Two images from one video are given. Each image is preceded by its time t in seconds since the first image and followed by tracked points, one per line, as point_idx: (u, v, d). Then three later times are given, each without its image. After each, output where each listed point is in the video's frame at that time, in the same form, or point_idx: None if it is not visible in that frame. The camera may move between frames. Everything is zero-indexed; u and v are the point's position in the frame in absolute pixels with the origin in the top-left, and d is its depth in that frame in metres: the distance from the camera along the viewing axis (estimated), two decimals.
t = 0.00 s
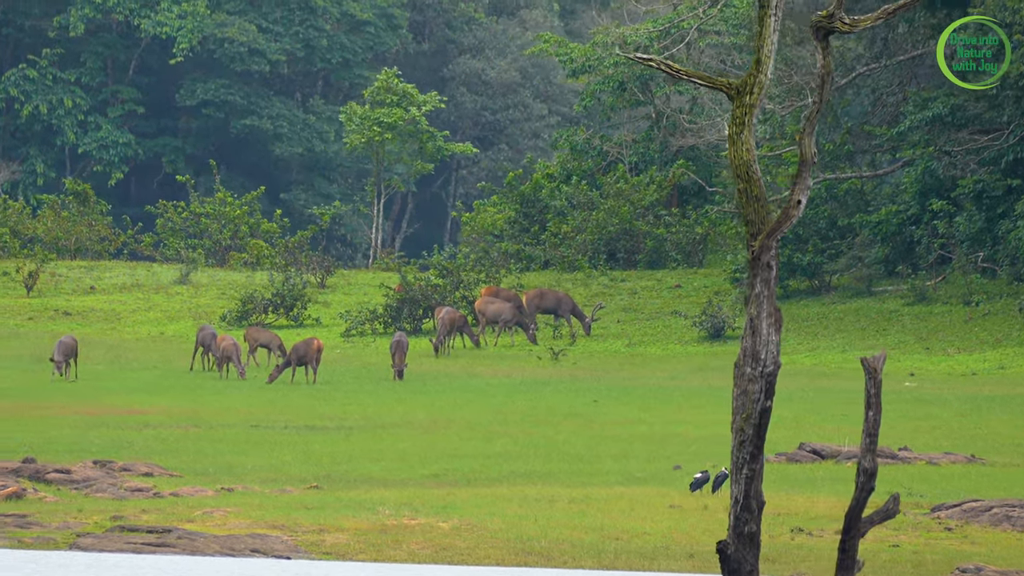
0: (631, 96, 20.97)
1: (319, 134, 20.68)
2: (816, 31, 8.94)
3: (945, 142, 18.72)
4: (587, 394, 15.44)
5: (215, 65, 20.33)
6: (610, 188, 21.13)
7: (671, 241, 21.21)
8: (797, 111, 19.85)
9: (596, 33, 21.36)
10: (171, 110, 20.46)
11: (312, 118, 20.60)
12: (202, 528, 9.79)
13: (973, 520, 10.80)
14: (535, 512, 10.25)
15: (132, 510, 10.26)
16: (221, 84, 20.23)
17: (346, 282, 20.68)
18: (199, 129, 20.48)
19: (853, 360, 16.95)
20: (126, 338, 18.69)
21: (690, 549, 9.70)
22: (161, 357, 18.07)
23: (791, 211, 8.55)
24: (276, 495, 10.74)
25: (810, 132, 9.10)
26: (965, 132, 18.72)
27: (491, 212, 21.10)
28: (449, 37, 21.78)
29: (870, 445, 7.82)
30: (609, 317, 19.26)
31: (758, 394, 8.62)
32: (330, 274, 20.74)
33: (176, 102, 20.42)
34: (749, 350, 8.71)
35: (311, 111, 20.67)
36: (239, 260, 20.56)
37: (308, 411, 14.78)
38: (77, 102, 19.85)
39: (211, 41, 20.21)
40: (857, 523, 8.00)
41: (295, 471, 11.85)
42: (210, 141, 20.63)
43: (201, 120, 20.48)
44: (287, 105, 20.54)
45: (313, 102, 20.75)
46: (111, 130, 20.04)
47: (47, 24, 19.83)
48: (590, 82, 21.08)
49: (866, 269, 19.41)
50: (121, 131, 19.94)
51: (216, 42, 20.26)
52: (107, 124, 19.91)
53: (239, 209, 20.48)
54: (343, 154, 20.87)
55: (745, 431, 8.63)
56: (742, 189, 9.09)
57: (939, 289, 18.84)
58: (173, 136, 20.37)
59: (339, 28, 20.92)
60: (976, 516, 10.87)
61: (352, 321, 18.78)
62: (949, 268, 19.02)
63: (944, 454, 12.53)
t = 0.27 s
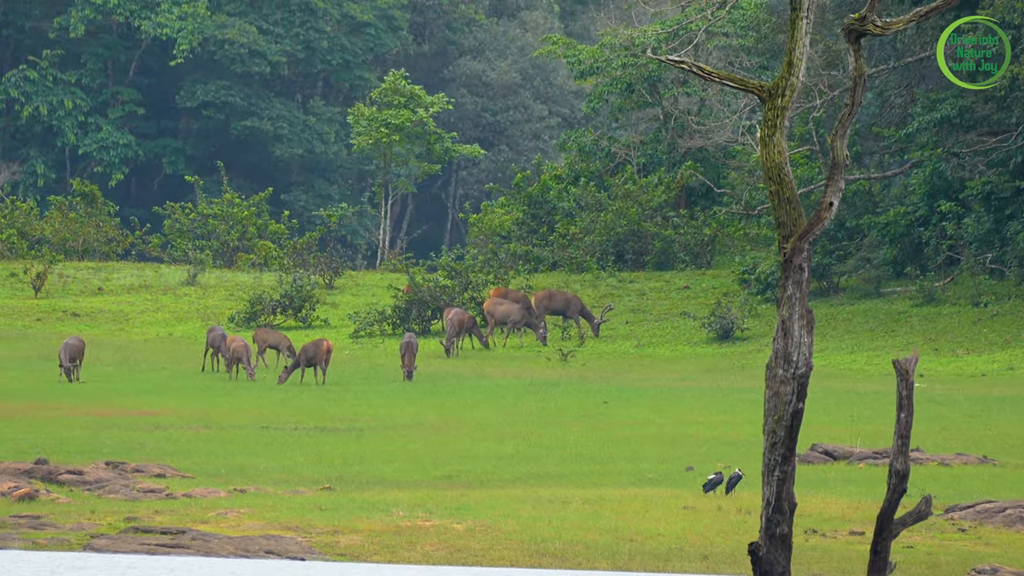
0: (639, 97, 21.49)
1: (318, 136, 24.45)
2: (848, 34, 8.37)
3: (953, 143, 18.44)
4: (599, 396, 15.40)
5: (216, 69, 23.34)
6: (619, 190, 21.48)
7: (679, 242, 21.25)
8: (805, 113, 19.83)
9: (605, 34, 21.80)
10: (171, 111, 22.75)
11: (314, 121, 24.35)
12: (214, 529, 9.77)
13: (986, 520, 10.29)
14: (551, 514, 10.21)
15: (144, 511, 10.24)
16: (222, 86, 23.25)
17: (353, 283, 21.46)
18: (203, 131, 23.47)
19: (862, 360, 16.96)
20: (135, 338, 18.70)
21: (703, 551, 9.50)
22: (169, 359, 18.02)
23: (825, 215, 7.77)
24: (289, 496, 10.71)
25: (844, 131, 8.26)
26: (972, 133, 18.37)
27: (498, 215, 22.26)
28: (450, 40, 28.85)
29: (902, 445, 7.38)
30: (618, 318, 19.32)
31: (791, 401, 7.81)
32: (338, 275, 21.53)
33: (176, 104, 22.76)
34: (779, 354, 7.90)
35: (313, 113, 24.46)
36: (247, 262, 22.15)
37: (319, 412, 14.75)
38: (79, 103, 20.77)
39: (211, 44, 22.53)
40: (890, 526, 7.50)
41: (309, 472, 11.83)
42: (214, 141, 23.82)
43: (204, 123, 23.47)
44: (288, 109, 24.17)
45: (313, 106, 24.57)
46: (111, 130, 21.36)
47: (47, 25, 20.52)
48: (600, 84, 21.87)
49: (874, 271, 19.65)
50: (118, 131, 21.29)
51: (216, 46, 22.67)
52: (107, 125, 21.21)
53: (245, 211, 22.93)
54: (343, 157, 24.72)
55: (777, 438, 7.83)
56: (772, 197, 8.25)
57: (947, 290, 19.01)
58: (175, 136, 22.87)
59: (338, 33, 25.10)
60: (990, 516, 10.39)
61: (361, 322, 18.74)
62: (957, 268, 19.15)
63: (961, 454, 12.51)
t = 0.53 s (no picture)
0: (647, 94, 21.68)
1: (319, 134, 24.16)
2: (880, 32, 8.04)
3: (962, 140, 18.36)
4: (610, 393, 15.40)
5: (217, 66, 22.54)
6: (627, 187, 21.58)
7: (687, 239, 21.20)
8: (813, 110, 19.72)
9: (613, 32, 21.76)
10: (172, 107, 22.32)
11: (315, 119, 23.97)
12: (230, 525, 9.78)
13: (1001, 517, 10.39)
14: (567, 511, 10.23)
15: (159, 509, 10.28)
16: (223, 84, 22.24)
17: (363, 282, 21.45)
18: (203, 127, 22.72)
19: (872, 357, 16.94)
20: (144, 334, 18.72)
21: (719, 547, 9.45)
22: (179, 355, 18.01)
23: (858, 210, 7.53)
24: (303, 493, 10.74)
25: (876, 131, 7.99)
26: (981, 132, 18.22)
27: (506, 212, 22.60)
28: (450, 40, 31.28)
29: (934, 443, 7.11)
30: (627, 315, 19.33)
31: (823, 398, 7.45)
32: (348, 272, 21.54)
33: (178, 100, 22.24)
34: (812, 350, 7.55)
35: (314, 110, 24.13)
36: (256, 259, 22.28)
37: (329, 408, 14.77)
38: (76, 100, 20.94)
39: (212, 42, 22.00)
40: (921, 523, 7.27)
41: (322, 469, 11.85)
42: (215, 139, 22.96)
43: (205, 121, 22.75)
44: (290, 106, 23.52)
45: (314, 103, 24.22)
46: (112, 128, 21.25)
47: (48, 23, 21.25)
48: (608, 81, 21.86)
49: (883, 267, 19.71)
50: (121, 129, 21.14)
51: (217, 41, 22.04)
52: (108, 122, 21.13)
53: (255, 208, 22.91)
54: (341, 154, 24.95)
55: (811, 434, 7.48)
56: (803, 193, 7.88)
57: (956, 287, 19.07)
58: (176, 133, 22.39)
59: (340, 32, 25.11)
60: (1005, 513, 10.47)
61: (370, 320, 18.76)
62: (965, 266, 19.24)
63: (971, 452, 12.63)
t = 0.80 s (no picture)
0: (657, 87, 21.72)
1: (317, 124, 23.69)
2: (917, 26, 8.17)
3: (972, 134, 18.27)
4: (622, 386, 15.40)
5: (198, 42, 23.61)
6: (638, 179, 21.62)
7: (698, 232, 21.10)
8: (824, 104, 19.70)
9: (625, 25, 22.01)
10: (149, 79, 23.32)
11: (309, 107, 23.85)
12: (248, 518, 9.78)
13: (1019, 509, 10.39)
14: (584, 503, 10.24)
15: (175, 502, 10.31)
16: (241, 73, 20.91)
17: (374, 274, 21.49)
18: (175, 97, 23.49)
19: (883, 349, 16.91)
20: (155, 326, 18.79)
21: (735, 539, 9.48)
22: (190, 347, 18.01)
23: (890, 211, 7.59)
24: (320, 486, 10.75)
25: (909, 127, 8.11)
26: (992, 124, 18.10)
27: (515, 206, 22.51)
28: (453, 29, 33.39)
29: (967, 435, 7.21)
30: (638, 307, 19.34)
31: (858, 390, 7.51)
32: (359, 265, 21.59)
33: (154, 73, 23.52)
34: (847, 344, 7.62)
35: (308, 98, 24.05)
36: (267, 252, 22.26)
37: (342, 401, 14.78)
38: (79, 93, 25.08)
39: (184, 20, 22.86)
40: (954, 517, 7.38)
41: (338, 462, 11.86)
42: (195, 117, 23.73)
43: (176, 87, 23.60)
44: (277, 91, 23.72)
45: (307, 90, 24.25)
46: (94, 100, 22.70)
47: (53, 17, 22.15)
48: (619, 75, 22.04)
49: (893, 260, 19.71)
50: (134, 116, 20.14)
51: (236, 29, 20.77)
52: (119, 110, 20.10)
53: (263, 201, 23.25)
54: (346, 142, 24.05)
55: (846, 428, 7.54)
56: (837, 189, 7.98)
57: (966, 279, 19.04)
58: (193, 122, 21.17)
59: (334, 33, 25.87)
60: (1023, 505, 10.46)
61: (381, 312, 18.77)
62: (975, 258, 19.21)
63: (985, 444, 12.63)
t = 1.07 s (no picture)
0: (670, 77, 20.50)
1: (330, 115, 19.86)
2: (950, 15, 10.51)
3: (984, 124, 18.22)
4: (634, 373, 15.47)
5: (223, 47, 19.67)
6: (651, 169, 20.41)
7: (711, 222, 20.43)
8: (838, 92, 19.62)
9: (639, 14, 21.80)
10: (179, 90, 19.81)
11: (322, 100, 19.84)
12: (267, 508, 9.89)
13: None
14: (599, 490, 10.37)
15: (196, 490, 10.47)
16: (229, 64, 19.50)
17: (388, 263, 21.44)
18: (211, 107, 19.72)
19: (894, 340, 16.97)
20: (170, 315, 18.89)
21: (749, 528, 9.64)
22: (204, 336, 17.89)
23: (927, 197, 9.04)
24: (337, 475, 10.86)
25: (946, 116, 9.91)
26: (1004, 114, 18.07)
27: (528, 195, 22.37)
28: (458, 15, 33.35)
29: (1005, 428, 8.60)
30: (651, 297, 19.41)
31: (895, 381, 9.24)
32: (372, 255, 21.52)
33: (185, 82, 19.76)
34: (885, 335, 9.34)
35: (321, 92, 19.94)
36: (278, 242, 20.14)
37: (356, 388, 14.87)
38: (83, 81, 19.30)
39: (220, 23, 19.63)
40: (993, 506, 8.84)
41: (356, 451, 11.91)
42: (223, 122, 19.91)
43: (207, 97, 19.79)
44: (297, 86, 19.79)
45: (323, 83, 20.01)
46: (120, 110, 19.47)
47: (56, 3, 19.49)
48: (628, 63, 20.65)
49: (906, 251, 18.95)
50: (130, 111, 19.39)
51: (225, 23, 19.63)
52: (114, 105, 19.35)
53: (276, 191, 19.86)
54: (355, 137, 20.29)
55: (882, 417, 9.31)
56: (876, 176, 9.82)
57: (979, 269, 18.39)
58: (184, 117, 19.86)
59: (348, 10, 20.34)
60: None
61: (394, 300, 19.40)
62: (988, 246, 18.41)
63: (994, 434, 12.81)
